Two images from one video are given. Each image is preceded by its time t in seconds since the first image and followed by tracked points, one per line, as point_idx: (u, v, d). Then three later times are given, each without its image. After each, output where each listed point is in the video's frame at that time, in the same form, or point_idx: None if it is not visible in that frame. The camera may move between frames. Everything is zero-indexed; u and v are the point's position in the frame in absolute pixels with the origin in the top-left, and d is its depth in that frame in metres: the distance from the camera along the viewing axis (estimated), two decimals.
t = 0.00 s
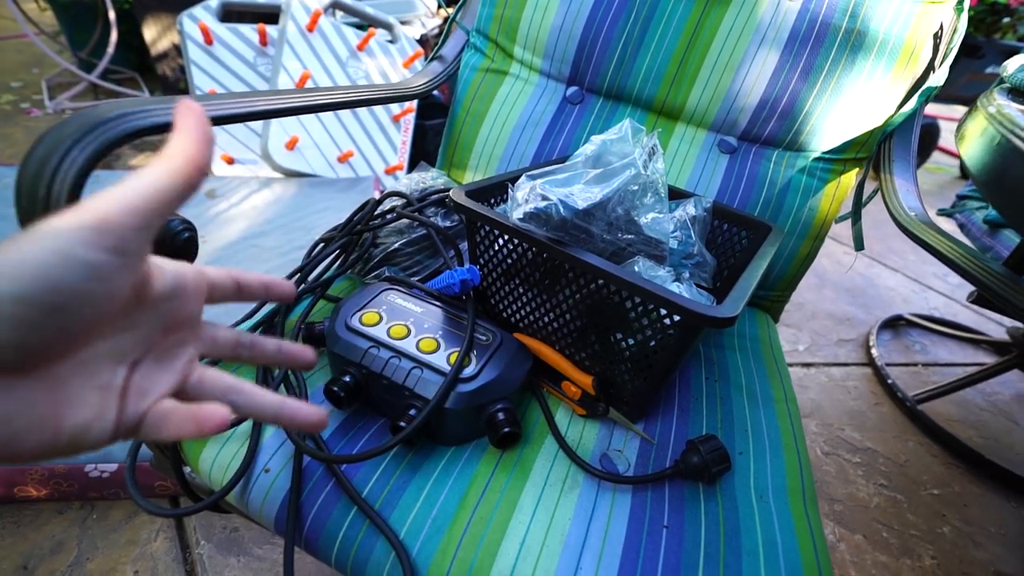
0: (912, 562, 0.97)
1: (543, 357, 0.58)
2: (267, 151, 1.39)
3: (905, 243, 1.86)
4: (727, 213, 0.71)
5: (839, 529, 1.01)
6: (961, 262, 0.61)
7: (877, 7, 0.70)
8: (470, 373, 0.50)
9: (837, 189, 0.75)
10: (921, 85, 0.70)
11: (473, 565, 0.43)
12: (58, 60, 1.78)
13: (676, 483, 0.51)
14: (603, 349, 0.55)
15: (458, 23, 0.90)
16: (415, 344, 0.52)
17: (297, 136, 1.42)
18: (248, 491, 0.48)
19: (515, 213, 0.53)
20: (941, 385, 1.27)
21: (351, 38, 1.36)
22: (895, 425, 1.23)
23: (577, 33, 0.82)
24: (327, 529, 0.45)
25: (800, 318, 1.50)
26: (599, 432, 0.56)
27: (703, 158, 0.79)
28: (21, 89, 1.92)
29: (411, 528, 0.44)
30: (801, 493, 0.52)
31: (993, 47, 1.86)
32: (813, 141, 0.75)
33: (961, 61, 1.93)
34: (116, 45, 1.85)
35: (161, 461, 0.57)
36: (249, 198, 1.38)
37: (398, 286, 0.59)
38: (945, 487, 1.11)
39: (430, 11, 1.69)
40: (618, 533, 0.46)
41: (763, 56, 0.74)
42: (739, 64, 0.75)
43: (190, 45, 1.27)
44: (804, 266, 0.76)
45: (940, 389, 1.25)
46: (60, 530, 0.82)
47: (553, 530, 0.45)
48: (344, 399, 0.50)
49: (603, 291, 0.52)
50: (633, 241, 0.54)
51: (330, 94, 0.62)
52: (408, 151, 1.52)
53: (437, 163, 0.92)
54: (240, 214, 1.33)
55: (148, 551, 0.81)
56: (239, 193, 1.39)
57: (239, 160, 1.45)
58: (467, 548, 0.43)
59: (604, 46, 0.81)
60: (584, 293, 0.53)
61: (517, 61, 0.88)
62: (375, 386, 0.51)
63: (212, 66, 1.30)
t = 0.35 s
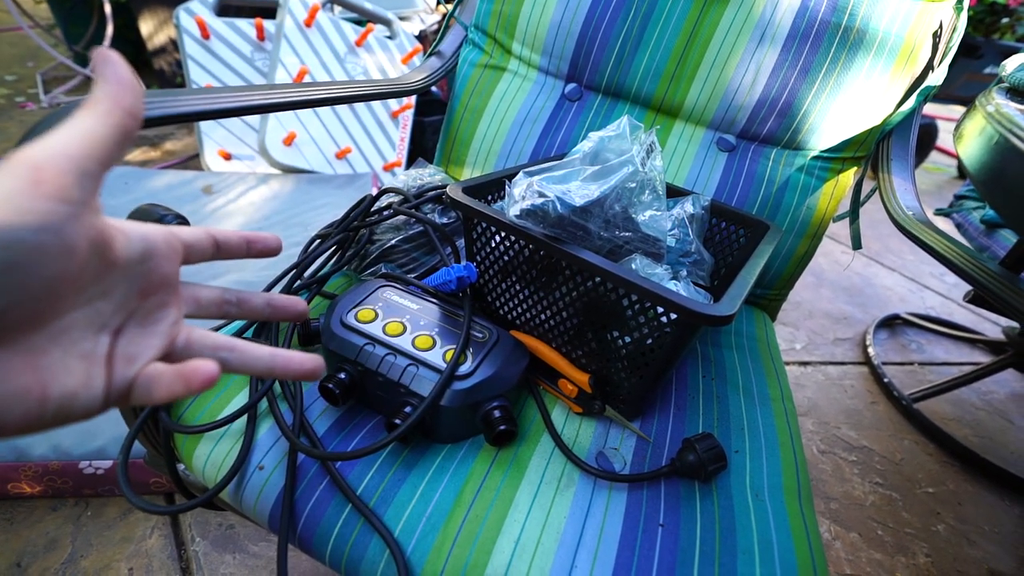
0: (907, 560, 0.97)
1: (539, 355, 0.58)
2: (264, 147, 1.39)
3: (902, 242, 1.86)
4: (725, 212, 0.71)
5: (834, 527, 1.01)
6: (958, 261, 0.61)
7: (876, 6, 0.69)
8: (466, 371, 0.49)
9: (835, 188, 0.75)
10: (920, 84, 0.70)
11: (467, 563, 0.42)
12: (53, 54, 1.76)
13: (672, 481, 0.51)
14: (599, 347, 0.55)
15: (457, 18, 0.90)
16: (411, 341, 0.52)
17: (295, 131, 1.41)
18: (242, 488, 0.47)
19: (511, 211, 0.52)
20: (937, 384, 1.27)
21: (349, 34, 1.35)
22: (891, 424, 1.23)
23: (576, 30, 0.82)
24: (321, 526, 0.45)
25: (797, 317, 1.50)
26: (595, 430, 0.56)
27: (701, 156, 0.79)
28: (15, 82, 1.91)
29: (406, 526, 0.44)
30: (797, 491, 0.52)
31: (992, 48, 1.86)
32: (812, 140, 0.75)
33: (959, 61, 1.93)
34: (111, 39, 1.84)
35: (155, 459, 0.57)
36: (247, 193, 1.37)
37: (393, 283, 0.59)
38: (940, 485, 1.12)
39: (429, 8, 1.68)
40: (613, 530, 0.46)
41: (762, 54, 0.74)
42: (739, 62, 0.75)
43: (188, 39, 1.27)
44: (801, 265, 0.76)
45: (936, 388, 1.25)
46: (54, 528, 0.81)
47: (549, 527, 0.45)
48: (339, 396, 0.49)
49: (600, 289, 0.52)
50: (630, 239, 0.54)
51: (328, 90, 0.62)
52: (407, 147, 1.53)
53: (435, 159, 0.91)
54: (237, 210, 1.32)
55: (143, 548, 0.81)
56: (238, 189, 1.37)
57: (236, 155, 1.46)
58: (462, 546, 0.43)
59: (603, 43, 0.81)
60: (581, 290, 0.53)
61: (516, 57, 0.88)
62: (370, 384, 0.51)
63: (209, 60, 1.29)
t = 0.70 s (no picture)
0: (907, 550, 0.97)
1: (543, 343, 0.57)
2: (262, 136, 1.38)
3: (904, 235, 1.85)
4: (730, 199, 0.70)
5: (835, 518, 1.01)
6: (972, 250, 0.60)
7: None
8: (469, 358, 0.49)
9: (842, 176, 0.74)
10: (932, 70, 0.68)
11: (471, 552, 0.42)
12: (46, 41, 1.74)
13: (677, 470, 0.50)
14: (604, 335, 0.54)
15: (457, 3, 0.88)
16: (413, 328, 0.51)
17: (292, 120, 1.40)
18: (242, 475, 0.47)
19: (515, 195, 0.51)
20: (938, 376, 1.27)
21: (347, 22, 1.33)
22: (891, 416, 1.23)
23: (580, 14, 0.81)
24: (323, 513, 0.44)
25: (798, 309, 1.49)
26: (599, 419, 0.55)
27: (706, 144, 0.78)
28: (9, 71, 1.89)
29: (408, 514, 0.44)
30: (803, 481, 0.52)
31: (999, 38, 1.84)
32: (820, 127, 0.74)
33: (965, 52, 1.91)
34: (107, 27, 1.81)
35: (153, 446, 0.56)
36: (244, 182, 1.37)
37: (394, 269, 0.58)
38: (940, 477, 1.11)
39: None
40: (619, 519, 0.45)
41: (769, 39, 0.73)
42: (746, 47, 0.74)
43: (183, 27, 1.24)
44: (807, 255, 0.75)
45: (937, 380, 1.24)
46: (55, 515, 0.81)
47: (554, 516, 0.45)
48: (340, 383, 0.49)
49: (605, 276, 0.51)
50: (635, 225, 0.53)
51: (326, 71, 0.60)
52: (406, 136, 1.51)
53: (435, 147, 0.90)
54: (234, 199, 1.32)
55: (145, 535, 0.80)
56: (235, 178, 1.37)
57: (234, 144, 1.44)
58: (466, 534, 0.43)
59: (607, 28, 0.80)
60: (585, 278, 0.52)
61: (518, 43, 0.86)
62: (371, 371, 0.50)
63: (205, 48, 1.27)
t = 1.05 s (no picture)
0: (980, 535, 0.93)
1: (614, 301, 0.56)
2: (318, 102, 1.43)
3: (990, 204, 1.71)
4: (814, 156, 0.66)
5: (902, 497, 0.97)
6: None
7: None
8: (543, 313, 0.49)
9: (939, 131, 0.67)
10: None
11: (548, 500, 0.43)
12: (117, 15, 1.81)
13: (754, 432, 0.48)
14: (679, 294, 0.53)
15: None
16: (487, 281, 0.51)
17: (348, 85, 1.43)
18: (323, 421, 0.49)
19: (594, 144, 0.51)
20: None
21: None
22: (968, 396, 1.16)
23: None
24: (402, 458, 0.46)
25: (867, 281, 1.42)
26: (671, 379, 0.54)
27: (784, 98, 0.74)
28: (85, 46, 1.98)
29: (485, 462, 0.44)
30: (889, 448, 0.49)
31: None
32: (915, 77, 0.68)
33: None
34: None
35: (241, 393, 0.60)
36: (302, 147, 1.40)
37: (465, 225, 0.58)
38: (1022, 461, 1.05)
39: None
40: (695, 477, 0.45)
41: None
42: None
43: None
44: (892, 217, 0.70)
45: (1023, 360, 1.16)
46: (146, 456, 0.87)
47: (629, 470, 0.44)
48: (416, 334, 0.50)
49: (684, 231, 0.49)
50: (717, 178, 0.50)
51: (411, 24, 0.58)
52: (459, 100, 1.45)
53: (496, 105, 0.88)
54: (293, 164, 1.36)
55: (223, 478, 0.86)
56: (293, 144, 1.41)
57: (291, 111, 1.46)
58: (542, 484, 0.43)
59: None
60: (661, 234, 0.51)
61: None
62: (445, 323, 0.50)
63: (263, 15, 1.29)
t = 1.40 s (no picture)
0: (1001, 546, 0.91)
1: (647, 290, 0.55)
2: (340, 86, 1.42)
3: (1017, 211, 1.68)
4: (855, 150, 0.64)
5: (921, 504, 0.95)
6: None
7: None
8: (580, 297, 0.48)
9: (984, 129, 0.65)
10: None
11: (583, 487, 0.42)
12: None
13: (790, 427, 0.47)
14: (715, 284, 0.51)
15: None
16: (522, 264, 0.50)
17: (370, 70, 1.41)
18: (353, 398, 0.48)
19: (639, 128, 0.50)
20: None
21: None
22: (990, 405, 1.14)
23: None
24: (434, 438, 0.45)
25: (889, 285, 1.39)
26: (704, 370, 0.53)
27: (823, 91, 0.72)
28: (109, 24, 1.99)
29: (518, 446, 0.44)
30: (928, 449, 0.48)
31: None
32: (962, 73, 0.66)
33: None
34: None
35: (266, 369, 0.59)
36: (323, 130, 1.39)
37: (498, 207, 0.57)
38: None
39: None
40: (731, 470, 0.44)
41: None
42: None
43: None
44: (930, 215, 0.69)
45: None
46: (164, 430, 0.88)
47: (664, 460, 0.44)
48: (449, 315, 0.49)
49: (725, 220, 0.48)
50: (760, 168, 0.49)
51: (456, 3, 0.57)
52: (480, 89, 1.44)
53: (526, 91, 0.86)
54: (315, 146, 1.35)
55: (239, 455, 0.86)
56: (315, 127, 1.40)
57: (312, 95, 1.45)
58: (576, 470, 0.43)
59: None
60: (700, 222, 0.50)
61: None
62: (479, 305, 0.50)
63: None
